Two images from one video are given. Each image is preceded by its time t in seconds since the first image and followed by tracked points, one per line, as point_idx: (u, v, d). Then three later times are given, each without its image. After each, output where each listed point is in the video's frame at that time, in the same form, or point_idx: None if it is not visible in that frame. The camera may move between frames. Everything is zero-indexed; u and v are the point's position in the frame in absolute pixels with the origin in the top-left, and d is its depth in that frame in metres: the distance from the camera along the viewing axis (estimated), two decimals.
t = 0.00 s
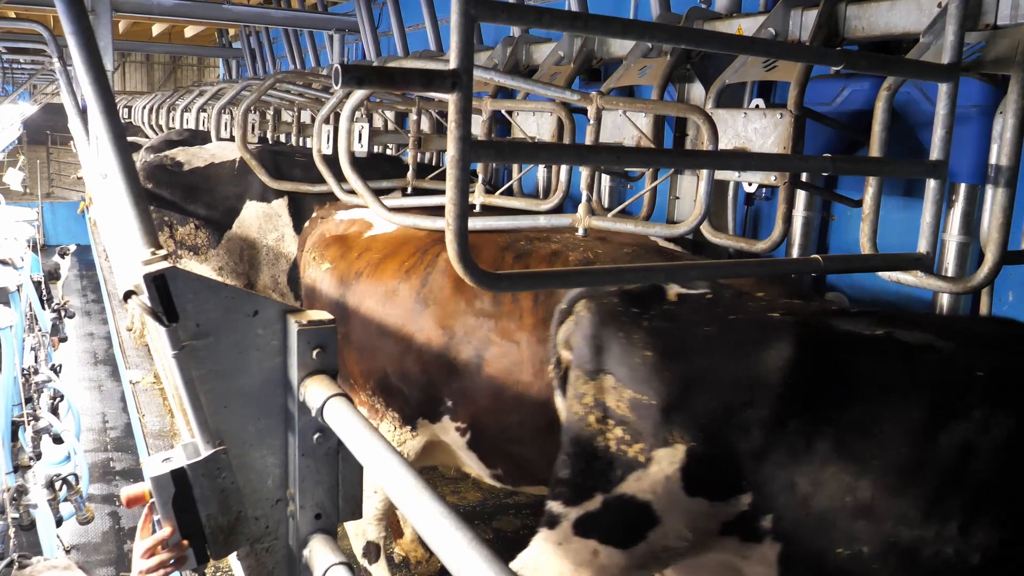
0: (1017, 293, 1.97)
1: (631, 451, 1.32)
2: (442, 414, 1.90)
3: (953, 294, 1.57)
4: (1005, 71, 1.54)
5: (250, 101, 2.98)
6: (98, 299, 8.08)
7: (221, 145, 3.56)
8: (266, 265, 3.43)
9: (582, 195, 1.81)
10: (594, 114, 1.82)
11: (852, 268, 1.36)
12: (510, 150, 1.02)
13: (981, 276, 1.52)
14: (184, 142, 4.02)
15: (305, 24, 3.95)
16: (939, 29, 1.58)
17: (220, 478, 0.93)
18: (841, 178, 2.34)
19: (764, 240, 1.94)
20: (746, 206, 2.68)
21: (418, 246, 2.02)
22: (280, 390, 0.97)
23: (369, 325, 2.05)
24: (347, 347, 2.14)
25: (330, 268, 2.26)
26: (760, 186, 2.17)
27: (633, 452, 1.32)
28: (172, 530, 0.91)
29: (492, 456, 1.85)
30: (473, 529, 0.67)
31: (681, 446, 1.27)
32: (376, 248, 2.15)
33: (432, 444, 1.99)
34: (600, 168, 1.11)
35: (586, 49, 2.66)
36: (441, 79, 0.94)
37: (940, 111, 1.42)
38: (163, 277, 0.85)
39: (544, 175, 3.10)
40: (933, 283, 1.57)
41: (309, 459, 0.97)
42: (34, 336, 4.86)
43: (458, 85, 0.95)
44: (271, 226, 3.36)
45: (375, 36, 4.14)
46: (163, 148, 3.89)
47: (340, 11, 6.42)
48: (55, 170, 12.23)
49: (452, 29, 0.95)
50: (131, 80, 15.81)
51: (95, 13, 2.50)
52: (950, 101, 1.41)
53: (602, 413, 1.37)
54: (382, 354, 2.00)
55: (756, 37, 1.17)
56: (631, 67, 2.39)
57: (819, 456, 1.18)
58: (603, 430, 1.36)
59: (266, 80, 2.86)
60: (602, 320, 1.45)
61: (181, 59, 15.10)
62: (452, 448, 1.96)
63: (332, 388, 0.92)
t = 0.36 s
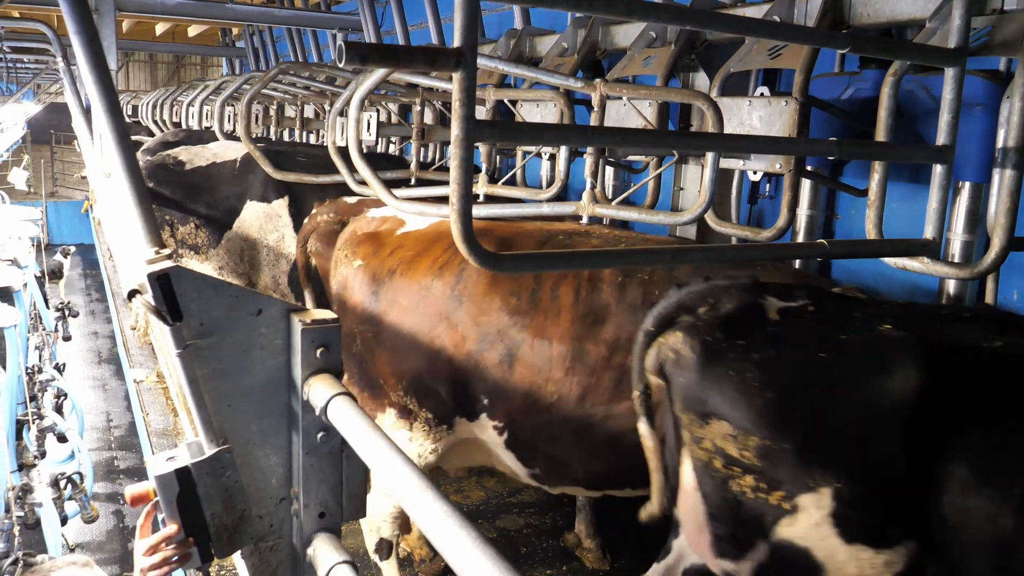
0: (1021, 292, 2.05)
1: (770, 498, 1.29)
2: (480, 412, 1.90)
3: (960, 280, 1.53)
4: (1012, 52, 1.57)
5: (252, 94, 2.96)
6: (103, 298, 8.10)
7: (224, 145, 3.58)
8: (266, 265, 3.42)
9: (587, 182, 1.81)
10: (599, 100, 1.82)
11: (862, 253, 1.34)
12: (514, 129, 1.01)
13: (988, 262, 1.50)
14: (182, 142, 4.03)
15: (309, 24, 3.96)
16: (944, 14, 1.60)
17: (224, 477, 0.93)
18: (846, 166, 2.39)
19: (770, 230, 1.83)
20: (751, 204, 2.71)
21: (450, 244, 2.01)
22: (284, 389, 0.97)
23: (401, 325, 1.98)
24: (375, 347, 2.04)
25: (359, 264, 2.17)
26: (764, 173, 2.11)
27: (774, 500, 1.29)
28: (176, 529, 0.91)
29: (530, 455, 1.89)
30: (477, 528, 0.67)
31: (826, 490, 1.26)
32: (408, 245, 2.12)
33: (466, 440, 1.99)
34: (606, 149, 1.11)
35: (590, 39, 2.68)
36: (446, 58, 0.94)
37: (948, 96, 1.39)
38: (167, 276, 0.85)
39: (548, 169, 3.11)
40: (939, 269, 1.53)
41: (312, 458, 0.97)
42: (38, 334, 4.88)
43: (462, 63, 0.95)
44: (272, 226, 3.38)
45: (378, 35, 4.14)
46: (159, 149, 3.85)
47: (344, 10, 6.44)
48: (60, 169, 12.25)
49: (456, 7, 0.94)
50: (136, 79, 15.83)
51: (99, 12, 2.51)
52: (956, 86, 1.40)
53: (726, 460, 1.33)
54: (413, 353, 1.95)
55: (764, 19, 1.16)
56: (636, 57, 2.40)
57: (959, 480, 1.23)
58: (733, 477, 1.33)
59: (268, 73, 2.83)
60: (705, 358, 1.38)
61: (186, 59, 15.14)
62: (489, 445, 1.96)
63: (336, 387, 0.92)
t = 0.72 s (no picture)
0: None
1: (889, 516, 1.35)
2: (508, 425, 1.97)
3: (965, 267, 1.50)
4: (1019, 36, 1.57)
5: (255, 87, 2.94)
6: (106, 298, 8.11)
7: (225, 145, 3.57)
8: (266, 265, 3.49)
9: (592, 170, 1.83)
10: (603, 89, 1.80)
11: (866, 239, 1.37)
12: (518, 110, 1.03)
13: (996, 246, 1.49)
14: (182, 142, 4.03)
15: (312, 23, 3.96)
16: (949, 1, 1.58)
17: (227, 476, 0.93)
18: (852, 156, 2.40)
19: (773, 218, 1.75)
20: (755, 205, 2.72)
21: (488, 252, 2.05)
22: (287, 388, 0.97)
23: (434, 333, 2.02)
24: (403, 352, 2.10)
25: (391, 266, 2.19)
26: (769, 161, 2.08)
27: (893, 519, 1.34)
28: (180, 529, 0.91)
29: (565, 474, 1.93)
30: (479, 527, 0.67)
31: (950, 513, 1.30)
32: (442, 251, 2.14)
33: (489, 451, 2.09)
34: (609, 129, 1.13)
35: (594, 30, 2.67)
36: (449, 36, 0.95)
37: (953, 81, 1.41)
38: (170, 275, 0.85)
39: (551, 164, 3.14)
40: (944, 255, 1.49)
41: (316, 457, 0.97)
42: (41, 334, 4.90)
43: (466, 42, 0.96)
44: (273, 226, 3.44)
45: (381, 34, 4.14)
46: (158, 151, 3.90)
47: (347, 10, 6.44)
48: (63, 168, 12.27)
49: None
50: (139, 79, 15.84)
51: (103, 12, 2.52)
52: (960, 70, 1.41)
53: (847, 476, 1.39)
54: (443, 361, 2.00)
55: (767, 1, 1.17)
56: (640, 47, 2.39)
57: None
58: (851, 494, 1.39)
59: (270, 64, 2.80)
60: (837, 364, 1.44)
61: (190, 59, 15.18)
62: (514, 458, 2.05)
63: (338, 386, 0.92)
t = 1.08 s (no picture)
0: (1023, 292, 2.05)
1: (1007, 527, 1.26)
2: (534, 437, 1.91)
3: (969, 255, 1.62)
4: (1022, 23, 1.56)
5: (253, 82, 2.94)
6: (106, 299, 8.10)
7: (224, 145, 3.59)
8: (265, 265, 3.50)
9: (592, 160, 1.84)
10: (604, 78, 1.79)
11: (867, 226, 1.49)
12: (519, 92, 1.09)
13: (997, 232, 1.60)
14: (179, 143, 4.02)
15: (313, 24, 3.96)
16: None
17: (227, 476, 0.93)
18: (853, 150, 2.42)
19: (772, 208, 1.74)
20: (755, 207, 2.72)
21: (524, 260, 1.96)
22: (287, 389, 0.97)
23: (465, 343, 1.97)
24: (435, 359, 2.05)
25: (422, 272, 2.14)
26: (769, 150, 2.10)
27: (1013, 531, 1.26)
28: (180, 529, 0.91)
29: (596, 494, 1.87)
30: (478, 527, 0.67)
31: None
32: (476, 260, 2.09)
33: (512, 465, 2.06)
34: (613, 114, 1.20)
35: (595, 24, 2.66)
36: (449, 18, 0.98)
37: (955, 69, 1.54)
38: (169, 275, 0.85)
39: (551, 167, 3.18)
40: (946, 244, 1.62)
41: (315, 457, 0.97)
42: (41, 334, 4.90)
43: (465, 24, 0.99)
44: (270, 225, 3.45)
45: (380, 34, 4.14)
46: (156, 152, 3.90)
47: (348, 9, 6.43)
48: (63, 168, 12.27)
49: None
50: (139, 79, 15.83)
51: (102, 12, 2.52)
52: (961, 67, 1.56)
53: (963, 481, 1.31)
54: (474, 370, 1.96)
55: None
56: (640, 39, 2.38)
57: None
58: (967, 500, 1.31)
59: (267, 60, 2.79)
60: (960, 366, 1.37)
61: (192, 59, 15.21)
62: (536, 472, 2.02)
63: (338, 386, 0.92)
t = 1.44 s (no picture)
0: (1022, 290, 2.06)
1: None
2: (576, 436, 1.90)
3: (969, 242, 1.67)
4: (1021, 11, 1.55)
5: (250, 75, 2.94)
6: (105, 298, 8.09)
7: (224, 144, 3.57)
8: (267, 262, 3.48)
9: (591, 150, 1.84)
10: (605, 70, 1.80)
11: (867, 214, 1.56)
12: (517, 73, 1.13)
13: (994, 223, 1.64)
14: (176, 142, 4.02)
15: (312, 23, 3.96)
16: None
17: (226, 475, 0.93)
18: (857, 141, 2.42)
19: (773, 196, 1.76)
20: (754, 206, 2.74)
21: (575, 261, 1.98)
22: (285, 388, 0.97)
23: (516, 341, 1.93)
24: (483, 358, 1.99)
25: (473, 271, 2.08)
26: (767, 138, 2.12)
27: None
28: (178, 529, 0.91)
29: (638, 494, 1.87)
30: (477, 525, 0.67)
31: None
32: (528, 259, 2.08)
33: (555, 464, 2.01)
34: (612, 96, 1.23)
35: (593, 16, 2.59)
36: None
37: (956, 56, 1.58)
38: (168, 274, 0.84)
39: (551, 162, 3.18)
40: (947, 232, 1.67)
41: (314, 456, 0.97)
42: (40, 333, 4.90)
43: (465, 5, 1.01)
44: (273, 222, 3.45)
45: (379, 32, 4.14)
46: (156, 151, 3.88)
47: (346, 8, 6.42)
48: (60, 167, 12.27)
49: None
50: (137, 78, 15.82)
51: (99, 11, 2.50)
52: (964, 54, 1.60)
53: None
54: (524, 369, 1.92)
55: None
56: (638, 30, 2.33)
57: None
58: None
59: (266, 53, 2.79)
60: None
61: (189, 58, 15.22)
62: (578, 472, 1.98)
63: (337, 384, 0.92)
